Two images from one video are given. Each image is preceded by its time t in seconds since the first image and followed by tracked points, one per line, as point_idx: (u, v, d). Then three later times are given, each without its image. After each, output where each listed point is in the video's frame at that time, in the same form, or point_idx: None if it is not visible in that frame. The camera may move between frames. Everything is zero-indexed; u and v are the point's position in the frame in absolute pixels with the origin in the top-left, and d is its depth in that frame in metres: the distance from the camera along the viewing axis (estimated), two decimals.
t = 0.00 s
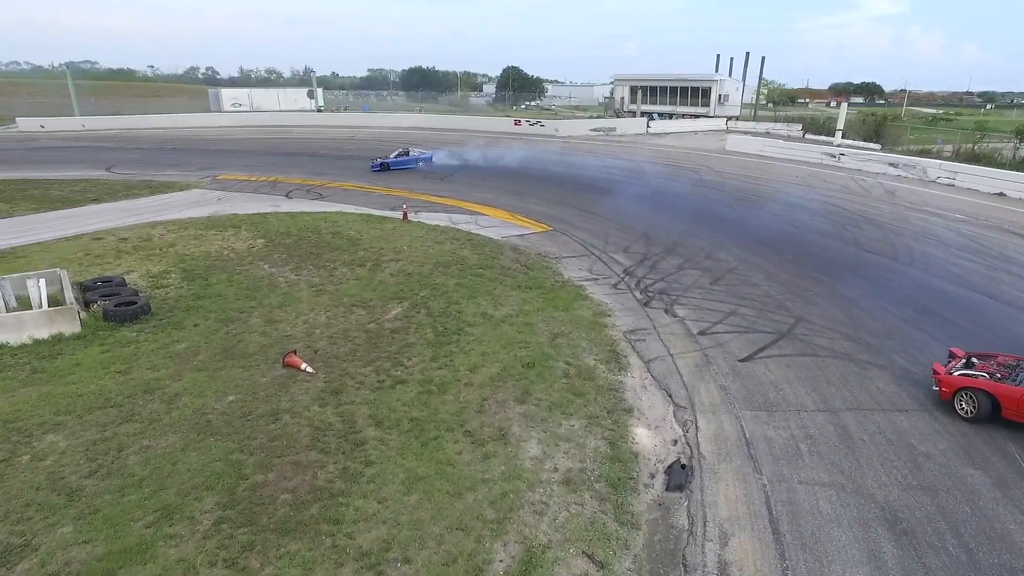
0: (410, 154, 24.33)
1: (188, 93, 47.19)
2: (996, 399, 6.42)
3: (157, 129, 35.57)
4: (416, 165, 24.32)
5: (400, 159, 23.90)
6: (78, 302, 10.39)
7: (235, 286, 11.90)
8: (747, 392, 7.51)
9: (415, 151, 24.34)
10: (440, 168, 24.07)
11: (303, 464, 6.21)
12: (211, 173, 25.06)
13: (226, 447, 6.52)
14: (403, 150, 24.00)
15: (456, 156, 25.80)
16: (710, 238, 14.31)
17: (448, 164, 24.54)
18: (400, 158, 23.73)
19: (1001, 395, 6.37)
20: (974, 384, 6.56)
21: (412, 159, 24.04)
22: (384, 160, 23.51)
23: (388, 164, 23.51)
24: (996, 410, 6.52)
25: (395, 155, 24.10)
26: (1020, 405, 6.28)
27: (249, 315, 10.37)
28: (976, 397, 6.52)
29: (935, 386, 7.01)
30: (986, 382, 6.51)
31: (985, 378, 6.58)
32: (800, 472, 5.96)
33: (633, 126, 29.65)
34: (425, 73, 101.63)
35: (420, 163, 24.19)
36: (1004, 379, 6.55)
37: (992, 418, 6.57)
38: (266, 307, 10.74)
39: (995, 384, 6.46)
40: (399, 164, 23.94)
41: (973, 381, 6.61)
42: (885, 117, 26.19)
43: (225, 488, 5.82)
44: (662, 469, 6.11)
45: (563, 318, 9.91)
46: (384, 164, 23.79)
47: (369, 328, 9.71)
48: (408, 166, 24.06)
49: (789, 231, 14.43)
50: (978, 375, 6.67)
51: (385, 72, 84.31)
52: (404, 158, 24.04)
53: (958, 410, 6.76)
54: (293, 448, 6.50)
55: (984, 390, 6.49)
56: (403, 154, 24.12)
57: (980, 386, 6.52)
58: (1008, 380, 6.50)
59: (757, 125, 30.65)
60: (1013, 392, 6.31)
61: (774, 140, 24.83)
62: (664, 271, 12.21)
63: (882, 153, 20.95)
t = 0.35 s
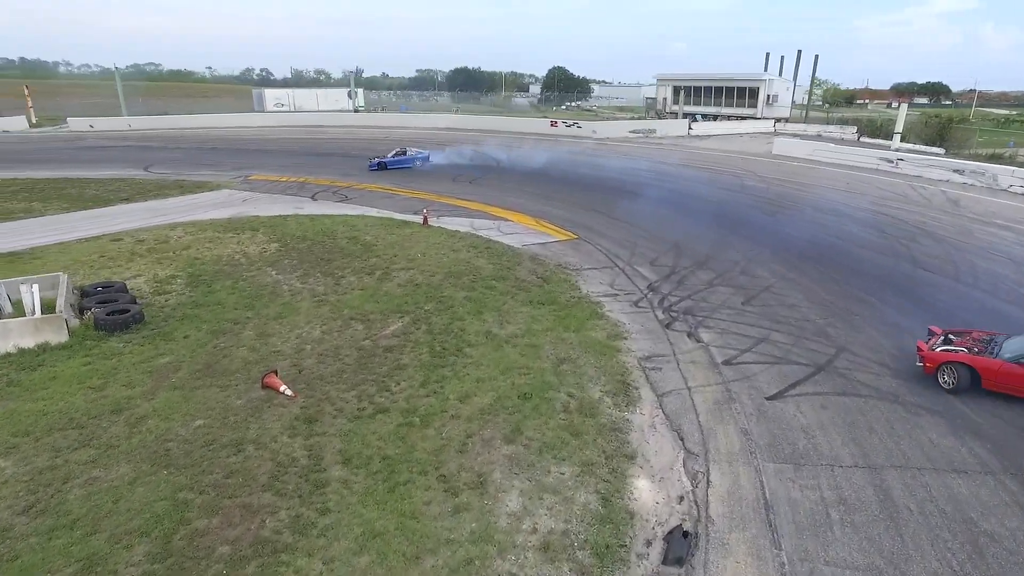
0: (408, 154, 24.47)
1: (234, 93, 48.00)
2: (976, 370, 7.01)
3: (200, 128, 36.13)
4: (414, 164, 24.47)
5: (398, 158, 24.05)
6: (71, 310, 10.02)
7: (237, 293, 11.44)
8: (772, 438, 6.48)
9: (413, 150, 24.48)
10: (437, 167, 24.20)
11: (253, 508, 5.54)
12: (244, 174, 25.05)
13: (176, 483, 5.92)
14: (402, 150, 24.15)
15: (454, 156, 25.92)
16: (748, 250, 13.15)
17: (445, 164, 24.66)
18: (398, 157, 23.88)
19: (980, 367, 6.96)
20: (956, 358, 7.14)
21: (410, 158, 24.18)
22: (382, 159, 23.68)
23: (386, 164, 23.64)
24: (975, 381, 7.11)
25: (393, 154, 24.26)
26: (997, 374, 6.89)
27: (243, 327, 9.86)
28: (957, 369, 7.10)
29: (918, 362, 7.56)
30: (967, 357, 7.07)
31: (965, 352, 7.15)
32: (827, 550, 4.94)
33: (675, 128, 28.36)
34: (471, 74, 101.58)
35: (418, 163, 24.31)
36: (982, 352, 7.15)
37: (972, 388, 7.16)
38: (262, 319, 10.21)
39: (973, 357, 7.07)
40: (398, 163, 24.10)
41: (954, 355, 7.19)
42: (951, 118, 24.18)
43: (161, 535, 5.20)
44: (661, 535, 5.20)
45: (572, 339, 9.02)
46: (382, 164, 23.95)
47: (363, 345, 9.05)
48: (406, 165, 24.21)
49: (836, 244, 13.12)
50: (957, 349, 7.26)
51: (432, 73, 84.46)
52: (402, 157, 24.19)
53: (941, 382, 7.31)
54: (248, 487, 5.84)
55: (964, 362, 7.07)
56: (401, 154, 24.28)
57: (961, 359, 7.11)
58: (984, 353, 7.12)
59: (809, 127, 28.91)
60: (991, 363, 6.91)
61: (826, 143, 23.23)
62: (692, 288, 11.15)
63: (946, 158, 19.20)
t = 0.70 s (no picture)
0: (393, 153, 24.60)
1: (261, 94, 48.24)
2: (951, 347, 7.53)
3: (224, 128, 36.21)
4: (400, 165, 24.61)
5: (383, 159, 24.19)
6: (45, 317, 9.57)
7: (224, 303, 10.91)
8: (784, 494, 5.57)
9: (399, 150, 24.64)
10: (422, 167, 24.33)
11: (177, 565, 4.89)
12: (259, 175, 24.78)
13: (100, 529, 5.29)
14: (387, 150, 24.31)
15: (440, 157, 26.06)
16: (772, 263, 12.16)
17: (430, 164, 24.80)
18: (383, 157, 24.02)
19: (955, 344, 7.48)
20: (932, 336, 7.66)
21: (395, 158, 24.31)
22: (367, 159, 23.83)
23: (370, 165, 23.82)
24: (950, 357, 7.63)
25: (379, 154, 24.41)
26: (970, 350, 7.42)
27: (220, 341, 9.30)
28: (933, 347, 7.61)
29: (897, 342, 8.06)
30: (943, 335, 7.59)
31: (940, 331, 7.68)
32: None
33: (702, 130, 27.27)
34: (501, 74, 101.12)
35: (404, 163, 24.43)
36: (954, 331, 7.69)
37: (947, 363, 7.69)
38: (242, 332, 9.64)
39: (948, 334, 7.60)
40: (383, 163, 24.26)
41: (930, 334, 7.71)
42: (1002, 121, 22.59)
43: None
44: None
45: (568, 364, 8.21)
46: (367, 164, 24.11)
47: (340, 365, 8.38)
48: (392, 165, 24.36)
49: (871, 259, 12.00)
50: (933, 329, 7.78)
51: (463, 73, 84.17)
52: (388, 157, 24.33)
53: (918, 359, 7.83)
54: (178, 537, 5.19)
55: (938, 341, 7.60)
56: (386, 154, 24.43)
57: (936, 337, 7.63)
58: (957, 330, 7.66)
59: (845, 129, 27.49)
60: (963, 340, 7.44)
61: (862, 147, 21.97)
62: (707, 306, 10.23)
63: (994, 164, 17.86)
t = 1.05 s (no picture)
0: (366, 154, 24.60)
1: (278, 95, 48.04)
2: (916, 325, 8.16)
3: (236, 129, 35.92)
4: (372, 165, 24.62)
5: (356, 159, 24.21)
6: None
7: (193, 318, 10.23)
8: None
9: (372, 151, 24.66)
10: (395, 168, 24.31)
11: None
12: (265, 177, 24.29)
13: None
14: (360, 150, 24.35)
15: (414, 156, 26.07)
16: (789, 279, 11.12)
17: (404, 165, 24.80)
18: (356, 158, 24.04)
19: (920, 322, 8.10)
20: (899, 315, 8.28)
21: (368, 159, 24.31)
22: (341, 159, 23.85)
23: (344, 165, 23.88)
24: (915, 335, 8.25)
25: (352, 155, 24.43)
26: (933, 326, 8.06)
27: (178, 362, 8.59)
28: (901, 326, 8.21)
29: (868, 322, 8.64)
30: (908, 313, 8.22)
31: (905, 309, 8.31)
32: None
33: (722, 132, 26.08)
34: (524, 74, 100.25)
35: (377, 164, 24.43)
36: (917, 310, 8.32)
37: (913, 339, 8.32)
38: (204, 352, 8.92)
39: (913, 313, 8.22)
40: (356, 164, 24.29)
41: (897, 313, 8.32)
42: None
43: None
44: None
45: (550, 398, 7.31)
46: (340, 165, 24.13)
47: (299, 394, 7.61)
48: (364, 165, 24.38)
49: (901, 276, 10.88)
50: (900, 308, 8.39)
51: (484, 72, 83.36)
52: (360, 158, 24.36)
53: (886, 338, 8.41)
54: None
55: (905, 319, 8.21)
56: (360, 155, 24.44)
57: (902, 316, 8.24)
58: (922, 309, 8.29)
59: (875, 131, 26.07)
60: (927, 317, 8.08)
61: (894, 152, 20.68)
62: (714, 328, 9.23)
63: None
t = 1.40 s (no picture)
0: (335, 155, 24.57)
1: (285, 96, 47.60)
2: (882, 307, 8.70)
3: (240, 129, 35.45)
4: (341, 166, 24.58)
5: (323, 160, 24.19)
6: None
7: (153, 335, 9.51)
8: None
9: (341, 152, 24.61)
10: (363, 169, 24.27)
11: None
12: (262, 179, 23.67)
13: None
14: (328, 151, 24.32)
15: (383, 157, 26.09)
16: (800, 297, 10.18)
17: (372, 166, 24.75)
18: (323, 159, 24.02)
19: (885, 304, 8.66)
20: (866, 298, 8.83)
21: (336, 159, 24.25)
22: (308, 160, 23.83)
23: (311, 166, 23.84)
24: (881, 316, 8.81)
25: (320, 156, 24.41)
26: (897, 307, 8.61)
27: (124, 386, 7.86)
28: (868, 308, 8.77)
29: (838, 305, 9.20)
30: (874, 295, 8.77)
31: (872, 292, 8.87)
32: None
33: (736, 135, 25.06)
34: (538, 74, 99.31)
35: (345, 164, 24.37)
36: (882, 292, 8.88)
37: (880, 320, 8.87)
38: (154, 376, 8.18)
39: (879, 296, 8.77)
40: (324, 165, 24.25)
41: (864, 296, 8.86)
42: None
43: None
44: None
45: (522, 438, 6.45)
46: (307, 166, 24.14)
47: (244, 428, 6.82)
48: (333, 166, 24.31)
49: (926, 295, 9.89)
50: (866, 291, 8.95)
51: (498, 71, 82.57)
52: (328, 159, 24.32)
53: (855, 319, 8.98)
54: None
55: (871, 302, 8.77)
56: (328, 156, 24.42)
57: (870, 299, 8.79)
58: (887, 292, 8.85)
59: (898, 134, 24.87)
60: (892, 300, 8.62)
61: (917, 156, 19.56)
62: (715, 354, 8.33)
63: None
